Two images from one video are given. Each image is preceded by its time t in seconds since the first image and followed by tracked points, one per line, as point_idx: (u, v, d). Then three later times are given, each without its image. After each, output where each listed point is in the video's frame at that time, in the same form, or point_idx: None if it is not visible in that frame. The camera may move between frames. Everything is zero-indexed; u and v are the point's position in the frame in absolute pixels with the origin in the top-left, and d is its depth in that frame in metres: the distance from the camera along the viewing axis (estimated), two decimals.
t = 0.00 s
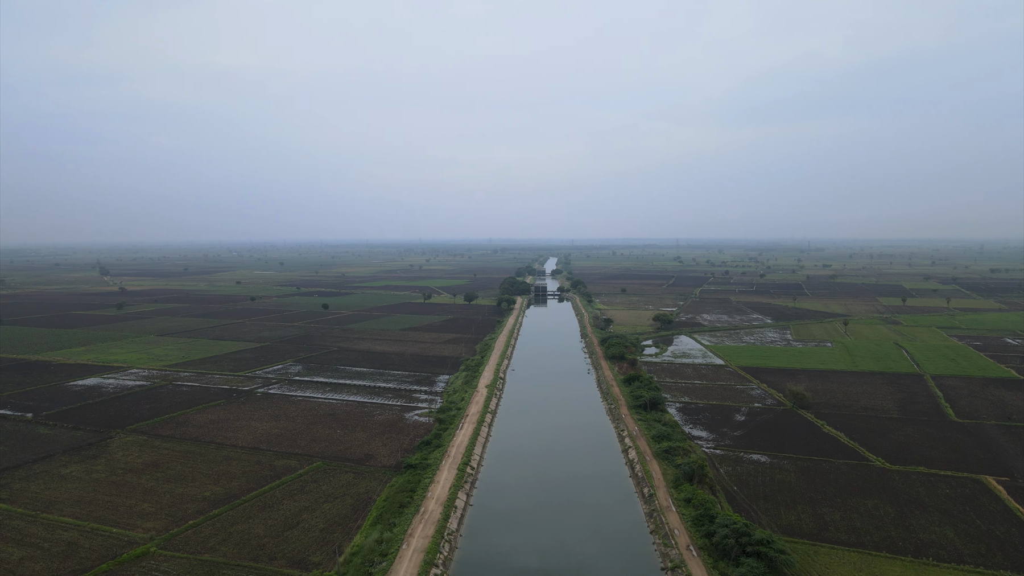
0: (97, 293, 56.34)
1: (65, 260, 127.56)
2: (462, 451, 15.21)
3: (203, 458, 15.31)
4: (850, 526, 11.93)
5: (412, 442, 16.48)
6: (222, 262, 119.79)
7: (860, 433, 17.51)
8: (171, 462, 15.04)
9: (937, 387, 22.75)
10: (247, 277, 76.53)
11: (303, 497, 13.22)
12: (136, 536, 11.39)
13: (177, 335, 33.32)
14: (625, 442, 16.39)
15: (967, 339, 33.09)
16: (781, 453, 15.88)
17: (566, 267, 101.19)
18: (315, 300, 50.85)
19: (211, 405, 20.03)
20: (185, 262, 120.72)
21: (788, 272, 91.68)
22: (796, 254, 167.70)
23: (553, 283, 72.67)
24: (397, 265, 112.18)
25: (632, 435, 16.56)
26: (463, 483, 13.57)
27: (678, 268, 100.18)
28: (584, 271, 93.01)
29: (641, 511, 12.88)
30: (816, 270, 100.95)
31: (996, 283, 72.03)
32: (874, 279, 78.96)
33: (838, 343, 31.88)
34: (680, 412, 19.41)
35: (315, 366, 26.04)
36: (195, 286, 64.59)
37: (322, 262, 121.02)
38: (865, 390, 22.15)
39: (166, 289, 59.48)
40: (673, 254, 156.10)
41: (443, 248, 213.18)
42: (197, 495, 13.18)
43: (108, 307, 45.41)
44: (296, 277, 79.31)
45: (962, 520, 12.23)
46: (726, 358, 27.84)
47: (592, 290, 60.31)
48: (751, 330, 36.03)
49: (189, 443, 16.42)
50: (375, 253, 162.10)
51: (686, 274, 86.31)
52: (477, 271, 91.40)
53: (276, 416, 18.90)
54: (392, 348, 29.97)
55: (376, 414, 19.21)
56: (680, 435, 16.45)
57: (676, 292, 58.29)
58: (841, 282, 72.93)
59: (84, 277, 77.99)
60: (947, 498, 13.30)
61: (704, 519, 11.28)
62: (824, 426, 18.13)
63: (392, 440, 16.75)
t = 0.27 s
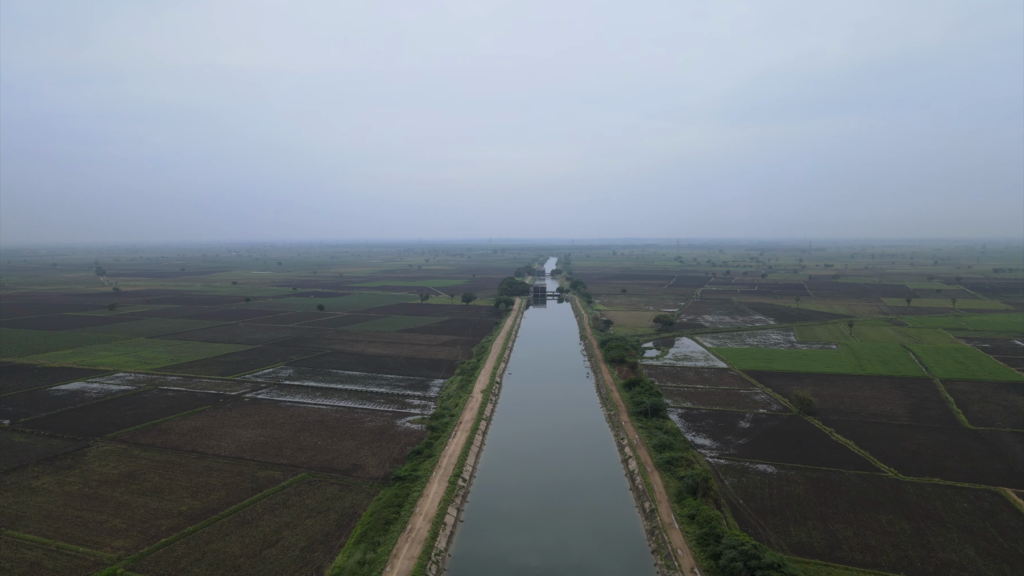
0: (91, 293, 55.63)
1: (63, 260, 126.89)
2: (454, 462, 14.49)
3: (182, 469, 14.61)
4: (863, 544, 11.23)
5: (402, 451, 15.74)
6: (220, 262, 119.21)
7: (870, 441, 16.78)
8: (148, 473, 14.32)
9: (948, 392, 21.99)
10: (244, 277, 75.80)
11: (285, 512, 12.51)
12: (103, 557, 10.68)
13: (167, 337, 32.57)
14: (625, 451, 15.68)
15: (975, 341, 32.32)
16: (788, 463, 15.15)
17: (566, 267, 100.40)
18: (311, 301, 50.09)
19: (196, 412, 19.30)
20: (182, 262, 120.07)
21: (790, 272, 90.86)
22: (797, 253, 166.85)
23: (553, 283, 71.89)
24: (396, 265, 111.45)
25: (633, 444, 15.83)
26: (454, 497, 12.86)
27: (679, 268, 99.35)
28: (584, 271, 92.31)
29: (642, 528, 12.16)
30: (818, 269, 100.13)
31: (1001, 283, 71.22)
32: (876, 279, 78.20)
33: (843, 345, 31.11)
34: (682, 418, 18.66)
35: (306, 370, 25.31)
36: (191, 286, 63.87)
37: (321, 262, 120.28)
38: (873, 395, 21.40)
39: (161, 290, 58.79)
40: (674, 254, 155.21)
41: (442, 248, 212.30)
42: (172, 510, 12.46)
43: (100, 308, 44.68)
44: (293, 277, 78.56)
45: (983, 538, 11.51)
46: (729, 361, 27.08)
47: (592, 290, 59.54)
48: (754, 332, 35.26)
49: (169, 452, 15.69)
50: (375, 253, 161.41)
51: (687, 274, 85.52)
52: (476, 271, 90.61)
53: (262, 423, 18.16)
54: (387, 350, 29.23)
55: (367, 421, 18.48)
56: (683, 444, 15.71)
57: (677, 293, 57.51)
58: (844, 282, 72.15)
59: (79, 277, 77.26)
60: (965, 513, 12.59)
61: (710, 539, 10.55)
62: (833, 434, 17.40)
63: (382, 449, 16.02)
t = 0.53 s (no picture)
0: (84, 294, 54.94)
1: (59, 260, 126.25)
2: (443, 474, 13.77)
3: (158, 482, 13.89)
4: (876, 565, 10.51)
5: (390, 461, 15.00)
6: (218, 262, 118.64)
7: (879, 451, 16.05)
8: (120, 486, 13.59)
9: (957, 397, 21.28)
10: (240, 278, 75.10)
11: (262, 529, 11.79)
12: None
13: (155, 339, 31.84)
14: (622, 461, 14.98)
15: (982, 343, 31.61)
16: (795, 474, 14.42)
17: (565, 267, 99.72)
18: (306, 302, 49.37)
19: (179, 419, 18.58)
20: (180, 262, 119.41)
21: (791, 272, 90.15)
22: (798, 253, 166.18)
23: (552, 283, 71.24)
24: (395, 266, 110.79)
25: (631, 454, 15.09)
26: (442, 512, 12.14)
27: (679, 268, 98.58)
28: (583, 271, 91.65)
29: (640, 545, 11.46)
30: (819, 269, 99.40)
31: (1004, 283, 70.48)
32: (878, 280, 77.55)
33: (847, 348, 30.39)
34: (682, 426, 17.94)
35: (296, 374, 24.62)
36: (186, 287, 63.25)
37: (319, 262, 119.60)
38: (880, 401, 20.70)
39: (155, 291, 58.11)
40: (674, 254, 154.51)
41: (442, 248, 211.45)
42: (143, 527, 11.73)
43: (91, 310, 43.97)
44: (290, 277, 77.85)
45: (1003, 558, 10.78)
46: (731, 365, 26.34)
47: (591, 291, 58.87)
48: (756, 334, 34.61)
49: (145, 463, 14.95)
50: (374, 254, 160.74)
51: (687, 274, 84.84)
52: (474, 271, 89.92)
53: (246, 431, 17.45)
54: (380, 353, 28.51)
55: (355, 428, 17.77)
56: (684, 454, 14.99)
57: (678, 293, 56.82)
58: (846, 283, 71.46)
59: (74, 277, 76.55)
60: (984, 529, 11.87)
61: (713, 561, 9.84)
62: (840, 442, 16.69)
63: (369, 459, 15.32)
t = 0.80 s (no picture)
0: (78, 295, 54.38)
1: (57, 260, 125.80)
2: (429, 487, 13.06)
3: (130, 494, 13.20)
4: None
5: (375, 472, 14.29)
6: (217, 263, 118.17)
7: (889, 461, 15.30)
8: (89, 500, 12.91)
9: (967, 402, 20.56)
10: (237, 278, 74.56)
11: (235, 547, 11.11)
12: None
13: (144, 342, 31.17)
14: (619, 473, 14.27)
15: (989, 346, 30.88)
16: (800, 486, 13.69)
17: (565, 267, 99.06)
18: (301, 303, 48.74)
19: (160, 426, 17.91)
20: (178, 262, 118.94)
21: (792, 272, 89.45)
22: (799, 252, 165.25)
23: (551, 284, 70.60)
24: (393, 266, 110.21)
25: (628, 465, 14.37)
26: (426, 529, 11.45)
27: (680, 268, 97.88)
28: (583, 271, 90.87)
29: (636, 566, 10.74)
30: (821, 270, 98.66)
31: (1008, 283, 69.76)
32: (880, 280, 76.78)
33: (851, 351, 29.62)
34: (682, 433, 17.23)
35: (285, 378, 23.94)
36: (182, 287, 62.67)
37: (318, 262, 119.05)
38: (887, 406, 19.99)
39: (150, 291, 57.55)
40: (675, 254, 153.79)
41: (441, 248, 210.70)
42: (108, 545, 11.05)
43: (82, 311, 43.36)
44: (287, 277, 77.26)
45: None
46: (733, 368, 25.57)
47: (591, 291, 58.19)
48: (757, 336, 33.92)
49: (119, 474, 14.28)
50: (373, 253, 160.18)
51: (688, 275, 84.18)
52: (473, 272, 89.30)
53: (228, 439, 16.76)
54: (372, 357, 27.77)
55: (341, 436, 17.08)
56: (683, 465, 14.28)
57: (678, 294, 56.13)
58: (848, 283, 70.72)
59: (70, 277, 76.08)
60: (1002, 548, 11.16)
61: None
62: (847, 451, 15.99)
63: (354, 469, 14.62)
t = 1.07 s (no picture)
0: (70, 295, 53.71)
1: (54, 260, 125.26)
2: (415, 502, 12.36)
3: (98, 509, 12.50)
4: None
5: (360, 484, 13.60)
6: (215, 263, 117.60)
7: (899, 472, 14.59)
8: (56, 514, 12.23)
9: (977, 408, 19.84)
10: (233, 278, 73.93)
11: (206, 567, 10.42)
12: None
13: (132, 344, 30.48)
14: (616, 485, 13.57)
15: (997, 348, 30.15)
16: (807, 500, 12.99)
17: (565, 267, 98.35)
18: (296, 304, 48.04)
19: (139, 433, 17.21)
20: (176, 262, 118.35)
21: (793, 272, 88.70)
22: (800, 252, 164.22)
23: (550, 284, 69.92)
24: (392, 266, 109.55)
25: (626, 477, 13.67)
26: (410, 548, 10.75)
27: (680, 268, 97.12)
28: (582, 271, 89.96)
29: None
30: (822, 270, 97.89)
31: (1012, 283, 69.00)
32: (883, 280, 75.97)
33: (856, 353, 28.89)
34: (682, 442, 16.53)
35: (273, 382, 23.25)
36: (176, 288, 61.98)
37: (316, 262, 118.42)
38: (895, 412, 19.28)
39: (144, 292, 56.88)
40: (675, 254, 152.98)
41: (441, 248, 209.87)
42: (70, 566, 10.36)
43: (73, 312, 42.71)
44: (284, 277, 76.62)
45: None
46: (734, 372, 24.80)
47: (590, 292, 57.48)
48: (760, 337, 33.20)
49: (90, 486, 13.59)
50: (372, 253, 159.55)
51: (688, 275, 83.44)
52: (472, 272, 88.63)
53: (209, 448, 16.07)
54: (364, 360, 27.03)
55: (327, 444, 16.38)
56: (684, 477, 13.58)
57: (678, 294, 55.43)
58: (850, 283, 69.92)
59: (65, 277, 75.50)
60: None
61: None
62: (855, 460, 15.27)
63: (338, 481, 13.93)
